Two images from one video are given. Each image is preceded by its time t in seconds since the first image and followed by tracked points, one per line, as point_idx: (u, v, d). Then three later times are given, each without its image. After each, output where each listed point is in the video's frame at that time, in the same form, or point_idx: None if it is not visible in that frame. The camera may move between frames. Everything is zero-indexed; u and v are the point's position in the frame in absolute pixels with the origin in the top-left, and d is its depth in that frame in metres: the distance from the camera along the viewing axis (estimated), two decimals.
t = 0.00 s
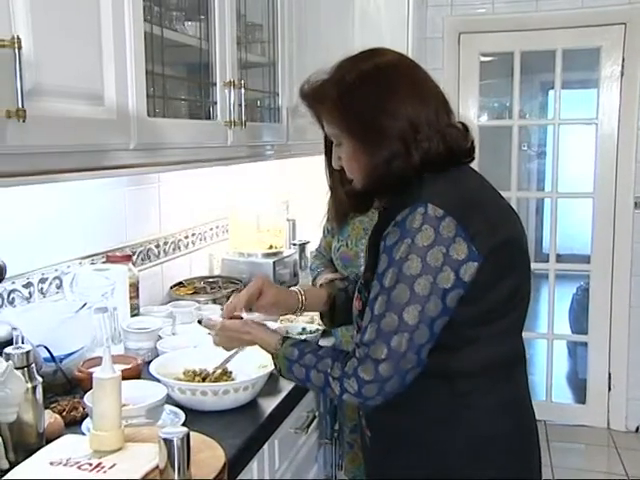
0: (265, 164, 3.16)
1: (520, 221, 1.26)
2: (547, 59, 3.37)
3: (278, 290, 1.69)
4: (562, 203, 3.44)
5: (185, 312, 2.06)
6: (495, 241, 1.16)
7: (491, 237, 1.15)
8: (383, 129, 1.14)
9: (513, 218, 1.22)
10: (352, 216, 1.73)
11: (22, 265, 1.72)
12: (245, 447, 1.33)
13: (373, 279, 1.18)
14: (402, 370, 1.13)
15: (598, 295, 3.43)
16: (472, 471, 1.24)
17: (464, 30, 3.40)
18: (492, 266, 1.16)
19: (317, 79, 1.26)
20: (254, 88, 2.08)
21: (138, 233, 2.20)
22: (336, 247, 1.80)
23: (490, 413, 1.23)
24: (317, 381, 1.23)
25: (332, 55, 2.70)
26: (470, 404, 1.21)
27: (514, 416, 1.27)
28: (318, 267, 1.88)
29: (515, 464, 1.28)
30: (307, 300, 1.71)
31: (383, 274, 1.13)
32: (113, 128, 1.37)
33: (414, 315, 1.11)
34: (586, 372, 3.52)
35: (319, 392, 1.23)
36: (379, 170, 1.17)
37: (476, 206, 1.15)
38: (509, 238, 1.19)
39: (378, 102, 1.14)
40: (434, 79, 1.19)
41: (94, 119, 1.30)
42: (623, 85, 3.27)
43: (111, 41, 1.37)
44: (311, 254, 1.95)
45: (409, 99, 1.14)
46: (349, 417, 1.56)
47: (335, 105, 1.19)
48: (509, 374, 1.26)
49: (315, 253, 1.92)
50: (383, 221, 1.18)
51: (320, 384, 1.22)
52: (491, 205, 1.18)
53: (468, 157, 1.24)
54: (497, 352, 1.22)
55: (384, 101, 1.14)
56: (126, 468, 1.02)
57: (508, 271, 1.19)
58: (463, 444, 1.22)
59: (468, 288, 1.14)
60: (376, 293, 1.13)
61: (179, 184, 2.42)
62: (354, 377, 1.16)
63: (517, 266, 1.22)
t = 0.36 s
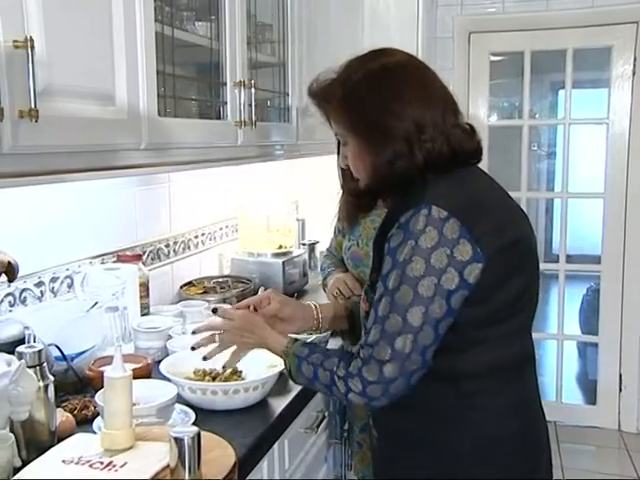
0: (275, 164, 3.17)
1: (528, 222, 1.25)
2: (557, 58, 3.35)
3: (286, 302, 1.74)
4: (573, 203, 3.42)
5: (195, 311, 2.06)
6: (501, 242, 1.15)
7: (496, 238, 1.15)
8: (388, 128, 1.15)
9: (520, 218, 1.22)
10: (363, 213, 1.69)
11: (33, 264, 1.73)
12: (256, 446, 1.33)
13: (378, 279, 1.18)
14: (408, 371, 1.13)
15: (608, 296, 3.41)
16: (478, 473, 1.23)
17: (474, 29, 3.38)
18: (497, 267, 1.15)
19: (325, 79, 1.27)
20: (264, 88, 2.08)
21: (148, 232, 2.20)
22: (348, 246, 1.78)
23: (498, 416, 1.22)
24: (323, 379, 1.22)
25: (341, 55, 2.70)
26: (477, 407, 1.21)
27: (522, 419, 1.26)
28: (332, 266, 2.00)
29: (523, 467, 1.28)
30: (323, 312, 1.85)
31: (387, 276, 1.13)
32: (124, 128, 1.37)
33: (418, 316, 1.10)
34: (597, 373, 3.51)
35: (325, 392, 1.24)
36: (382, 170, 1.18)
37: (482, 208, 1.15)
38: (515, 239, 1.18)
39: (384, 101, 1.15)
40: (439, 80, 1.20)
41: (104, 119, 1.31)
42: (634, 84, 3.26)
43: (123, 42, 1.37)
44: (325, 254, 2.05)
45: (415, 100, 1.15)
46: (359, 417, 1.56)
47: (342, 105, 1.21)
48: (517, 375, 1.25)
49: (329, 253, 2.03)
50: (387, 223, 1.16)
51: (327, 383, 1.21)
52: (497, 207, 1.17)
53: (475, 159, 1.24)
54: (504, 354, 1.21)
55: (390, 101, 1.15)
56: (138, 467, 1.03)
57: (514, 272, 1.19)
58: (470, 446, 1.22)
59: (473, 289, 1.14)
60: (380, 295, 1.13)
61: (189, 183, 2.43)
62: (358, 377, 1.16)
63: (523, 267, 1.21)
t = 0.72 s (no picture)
0: (285, 164, 3.17)
1: (538, 222, 1.25)
2: (570, 58, 3.34)
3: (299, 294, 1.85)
4: (584, 203, 3.40)
5: (207, 311, 2.07)
6: (511, 243, 1.15)
7: (505, 239, 1.15)
8: (396, 128, 1.15)
9: (530, 218, 1.22)
10: (373, 214, 1.70)
11: (46, 264, 1.74)
12: (267, 446, 1.33)
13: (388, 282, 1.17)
14: (419, 374, 1.12)
15: (620, 297, 3.39)
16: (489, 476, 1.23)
17: (485, 29, 3.36)
18: (506, 268, 1.15)
19: (333, 79, 1.26)
20: (275, 88, 2.09)
21: (160, 232, 2.21)
22: (360, 246, 1.79)
23: (508, 418, 1.22)
24: (334, 385, 1.21)
25: (352, 55, 2.70)
26: (487, 408, 1.21)
27: (532, 421, 1.26)
28: (343, 266, 2.00)
29: (533, 469, 1.27)
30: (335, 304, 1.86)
31: (397, 278, 1.12)
32: (136, 128, 1.38)
33: (429, 319, 1.10)
34: (608, 374, 3.49)
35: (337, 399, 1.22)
36: (391, 170, 1.18)
37: (491, 209, 1.15)
38: (524, 239, 1.18)
39: (392, 102, 1.15)
40: (448, 79, 1.19)
41: (116, 119, 1.31)
42: None
43: (136, 42, 1.38)
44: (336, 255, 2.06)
45: (423, 99, 1.15)
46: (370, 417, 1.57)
47: (350, 105, 1.20)
48: (527, 377, 1.25)
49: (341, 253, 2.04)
50: (396, 224, 1.16)
51: (338, 389, 1.20)
52: (506, 207, 1.17)
53: (484, 158, 1.23)
54: (514, 356, 1.21)
55: (398, 101, 1.14)
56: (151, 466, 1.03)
57: (523, 273, 1.18)
58: (481, 448, 1.21)
59: (483, 291, 1.14)
60: (389, 297, 1.12)
61: (200, 183, 2.43)
62: (370, 382, 1.15)
63: (533, 267, 1.21)
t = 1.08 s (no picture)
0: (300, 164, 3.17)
1: (552, 224, 1.24)
2: (585, 57, 3.31)
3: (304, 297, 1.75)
4: (600, 203, 3.38)
5: (221, 310, 2.08)
6: (524, 245, 1.14)
7: (519, 241, 1.14)
8: (408, 129, 1.14)
9: (545, 220, 1.21)
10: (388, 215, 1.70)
11: (62, 263, 1.75)
12: (281, 446, 1.33)
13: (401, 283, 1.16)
14: (431, 376, 1.11)
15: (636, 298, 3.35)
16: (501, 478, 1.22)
17: (500, 28, 3.34)
18: (520, 270, 1.14)
19: (343, 80, 1.26)
20: (289, 88, 2.09)
21: (174, 232, 2.22)
22: (374, 245, 1.85)
23: (521, 420, 1.21)
24: (345, 384, 1.21)
25: (365, 55, 2.70)
26: (500, 410, 1.20)
27: (547, 424, 1.25)
28: (358, 266, 1.99)
29: (547, 473, 1.26)
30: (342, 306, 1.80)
31: (409, 279, 1.11)
32: (152, 128, 1.38)
33: (441, 320, 1.09)
34: (624, 376, 3.45)
35: (347, 397, 1.22)
36: (404, 171, 1.18)
37: (505, 210, 1.14)
38: (538, 241, 1.17)
39: (404, 103, 1.14)
40: (459, 79, 1.19)
41: (131, 119, 1.31)
42: None
43: (152, 43, 1.38)
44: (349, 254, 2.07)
45: (435, 99, 1.14)
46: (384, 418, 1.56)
47: (361, 106, 1.19)
48: (542, 380, 1.24)
49: (353, 253, 2.05)
50: (410, 225, 1.15)
51: (348, 387, 1.20)
52: (520, 209, 1.16)
53: (497, 158, 1.24)
54: (528, 358, 1.20)
55: (410, 102, 1.14)
56: (167, 465, 1.03)
57: (537, 275, 1.18)
58: (494, 450, 1.21)
59: (496, 293, 1.13)
60: (401, 299, 1.12)
61: (214, 183, 2.44)
62: (382, 383, 1.14)
63: (547, 270, 1.20)
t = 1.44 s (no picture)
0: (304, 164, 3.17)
1: (557, 223, 1.24)
2: (591, 56, 3.30)
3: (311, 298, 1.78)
4: (605, 203, 3.37)
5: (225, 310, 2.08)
6: (529, 245, 1.14)
7: (523, 241, 1.14)
8: (412, 128, 1.14)
9: (550, 220, 1.20)
10: (393, 214, 1.69)
11: (68, 262, 1.76)
12: (286, 445, 1.33)
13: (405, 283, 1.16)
14: (437, 377, 1.12)
15: None
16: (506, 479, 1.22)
17: (505, 27, 3.34)
18: (525, 270, 1.14)
19: (347, 80, 1.26)
20: (294, 87, 2.09)
21: (179, 231, 2.23)
22: (378, 245, 1.80)
23: (526, 420, 1.21)
24: (351, 386, 1.21)
25: (369, 54, 2.70)
26: (505, 410, 1.20)
27: (552, 425, 1.25)
28: (363, 266, 1.99)
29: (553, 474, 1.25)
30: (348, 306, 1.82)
31: (414, 280, 1.11)
32: (157, 127, 1.38)
33: (446, 321, 1.09)
34: (629, 376, 3.44)
35: (353, 399, 1.22)
36: (407, 170, 1.18)
37: (510, 210, 1.14)
38: (543, 241, 1.17)
39: (408, 102, 1.14)
40: (464, 78, 1.19)
41: (137, 118, 1.32)
42: None
43: (157, 43, 1.39)
44: (354, 254, 2.08)
45: (439, 99, 1.14)
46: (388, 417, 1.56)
47: (365, 106, 1.19)
48: (547, 380, 1.24)
49: (358, 253, 2.05)
50: (414, 224, 1.15)
51: (354, 390, 1.20)
52: (525, 209, 1.16)
53: (501, 157, 1.23)
54: (533, 358, 1.20)
55: (414, 101, 1.14)
56: (172, 464, 1.03)
57: (542, 275, 1.17)
58: (498, 450, 1.21)
59: (500, 293, 1.12)
60: (406, 301, 1.12)
61: (219, 182, 2.45)
62: (388, 385, 1.14)
63: (552, 270, 1.19)
